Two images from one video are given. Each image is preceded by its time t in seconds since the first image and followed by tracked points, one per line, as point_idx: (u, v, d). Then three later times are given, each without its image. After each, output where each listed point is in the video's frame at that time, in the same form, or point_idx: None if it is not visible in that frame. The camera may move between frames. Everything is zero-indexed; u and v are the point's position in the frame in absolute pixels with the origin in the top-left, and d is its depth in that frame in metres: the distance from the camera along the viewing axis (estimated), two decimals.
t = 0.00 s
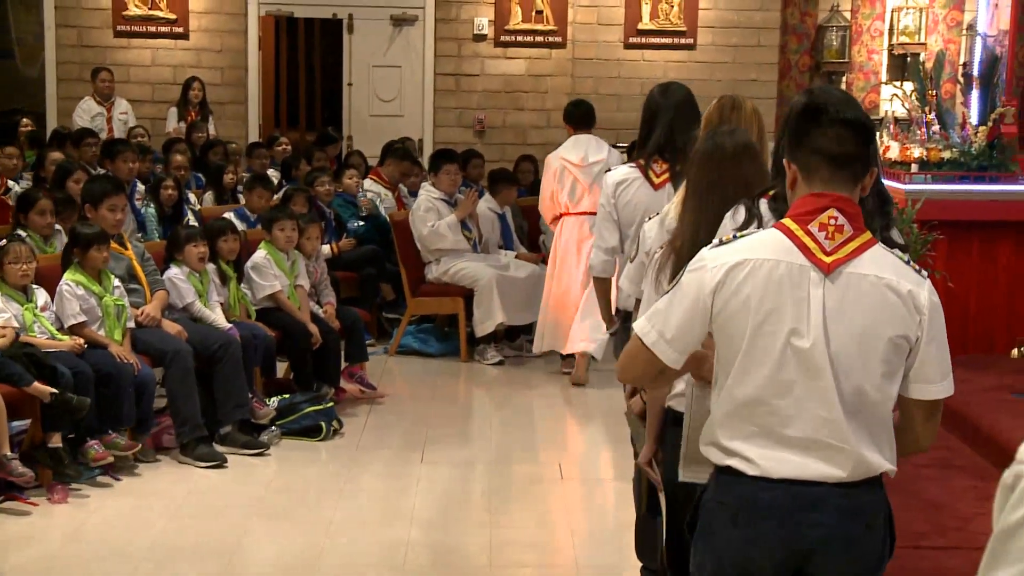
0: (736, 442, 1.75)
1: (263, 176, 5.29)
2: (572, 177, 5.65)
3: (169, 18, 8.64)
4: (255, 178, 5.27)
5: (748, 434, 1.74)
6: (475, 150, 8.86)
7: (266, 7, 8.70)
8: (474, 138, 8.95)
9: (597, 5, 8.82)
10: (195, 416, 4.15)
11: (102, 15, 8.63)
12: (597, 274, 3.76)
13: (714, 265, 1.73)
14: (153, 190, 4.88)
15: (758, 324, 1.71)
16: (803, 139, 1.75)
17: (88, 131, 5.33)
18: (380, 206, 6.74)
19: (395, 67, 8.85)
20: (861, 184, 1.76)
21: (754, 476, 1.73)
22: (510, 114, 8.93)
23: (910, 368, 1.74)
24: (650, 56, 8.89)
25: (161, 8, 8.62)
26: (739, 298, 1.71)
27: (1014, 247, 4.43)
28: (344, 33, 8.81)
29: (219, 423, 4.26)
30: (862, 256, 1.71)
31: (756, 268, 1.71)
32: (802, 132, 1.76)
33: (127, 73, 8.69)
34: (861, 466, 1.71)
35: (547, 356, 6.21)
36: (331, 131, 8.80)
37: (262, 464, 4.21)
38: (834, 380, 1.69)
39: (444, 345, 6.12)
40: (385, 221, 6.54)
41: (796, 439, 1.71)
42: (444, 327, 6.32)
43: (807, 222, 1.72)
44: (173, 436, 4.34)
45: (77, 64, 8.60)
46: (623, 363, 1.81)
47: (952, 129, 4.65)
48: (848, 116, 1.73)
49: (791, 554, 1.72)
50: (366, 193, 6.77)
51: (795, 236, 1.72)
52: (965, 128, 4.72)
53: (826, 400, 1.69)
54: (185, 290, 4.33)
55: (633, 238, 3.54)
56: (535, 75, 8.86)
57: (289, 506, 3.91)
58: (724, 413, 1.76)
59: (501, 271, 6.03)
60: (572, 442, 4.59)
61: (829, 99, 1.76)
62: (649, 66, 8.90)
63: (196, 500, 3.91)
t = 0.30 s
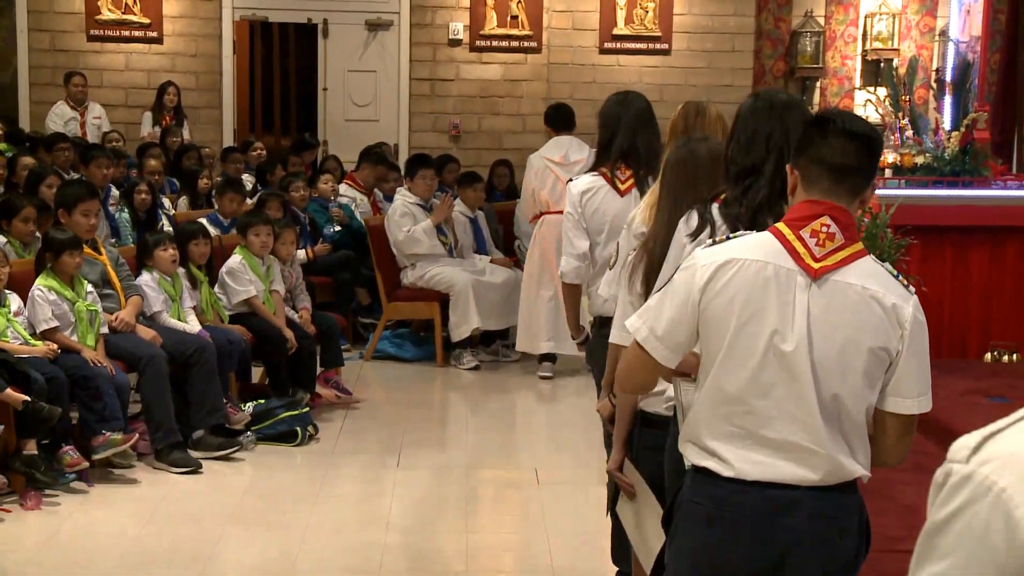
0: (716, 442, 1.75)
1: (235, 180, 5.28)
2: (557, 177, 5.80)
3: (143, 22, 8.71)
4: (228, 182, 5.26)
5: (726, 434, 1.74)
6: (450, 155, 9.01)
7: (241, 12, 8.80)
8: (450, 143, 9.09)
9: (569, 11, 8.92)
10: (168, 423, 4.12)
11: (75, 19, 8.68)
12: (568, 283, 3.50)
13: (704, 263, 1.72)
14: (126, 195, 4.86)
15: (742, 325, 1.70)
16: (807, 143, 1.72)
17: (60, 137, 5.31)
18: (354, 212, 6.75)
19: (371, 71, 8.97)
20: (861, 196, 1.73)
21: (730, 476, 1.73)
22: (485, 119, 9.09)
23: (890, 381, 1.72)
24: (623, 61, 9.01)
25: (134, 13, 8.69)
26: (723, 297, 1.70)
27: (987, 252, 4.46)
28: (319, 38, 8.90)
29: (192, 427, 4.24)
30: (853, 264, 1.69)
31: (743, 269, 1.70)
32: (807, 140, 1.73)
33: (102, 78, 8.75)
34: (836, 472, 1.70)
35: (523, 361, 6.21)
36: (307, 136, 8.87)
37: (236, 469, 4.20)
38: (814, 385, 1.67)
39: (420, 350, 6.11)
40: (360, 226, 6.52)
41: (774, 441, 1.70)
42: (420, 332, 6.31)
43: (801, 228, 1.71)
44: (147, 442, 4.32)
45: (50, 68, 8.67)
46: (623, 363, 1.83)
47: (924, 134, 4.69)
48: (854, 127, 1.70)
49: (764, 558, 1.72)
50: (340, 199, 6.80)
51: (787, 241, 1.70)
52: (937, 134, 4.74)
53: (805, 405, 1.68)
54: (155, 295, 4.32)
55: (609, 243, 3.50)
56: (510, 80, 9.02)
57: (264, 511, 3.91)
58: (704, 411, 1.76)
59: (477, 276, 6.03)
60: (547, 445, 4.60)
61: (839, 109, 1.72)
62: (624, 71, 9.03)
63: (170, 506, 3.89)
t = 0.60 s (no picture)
0: (709, 438, 1.77)
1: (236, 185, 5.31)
2: (579, 175, 5.50)
3: (142, 26, 8.61)
4: (229, 186, 5.29)
5: (717, 429, 1.76)
6: (448, 158, 8.95)
7: (240, 15, 8.70)
8: (448, 147, 9.03)
9: (568, 15, 8.96)
10: (168, 422, 4.14)
11: (75, 22, 8.58)
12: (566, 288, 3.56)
13: (696, 263, 1.75)
14: (125, 198, 4.88)
15: (731, 324, 1.72)
16: (794, 144, 1.73)
17: (60, 139, 5.32)
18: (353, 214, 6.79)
19: (369, 74, 8.90)
20: (850, 195, 1.74)
21: (721, 472, 1.75)
22: (483, 123, 9.04)
23: (880, 377, 1.72)
24: (620, 64, 9.04)
25: (133, 15, 8.60)
26: (712, 296, 1.73)
27: (982, 253, 4.47)
28: (317, 41, 8.81)
29: (190, 428, 4.26)
30: (840, 262, 1.70)
31: (732, 269, 1.72)
32: (794, 142, 1.74)
33: (102, 82, 8.64)
34: (823, 468, 1.71)
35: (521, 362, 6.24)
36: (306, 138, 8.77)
37: (236, 470, 4.23)
38: (800, 382, 1.68)
39: (419, 352, 6.14)
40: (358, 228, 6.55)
41: (762, 437, 1.72)
42: (418, 333, 6.34)
43: (788, 228, 1.72)
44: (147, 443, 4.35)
45: (49, 72, 8.55)
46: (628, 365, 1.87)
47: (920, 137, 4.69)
48: (841, 127, 1.71)
49: (753, 552, 1.73)
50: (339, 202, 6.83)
51: (775, 241, 1.72)
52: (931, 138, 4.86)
53: (792, 401, 1.69)
54: (153, 297, 4.35)
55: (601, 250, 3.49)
56: (508, 83, 8.99)
57: (263, 511, 3.94)
58: (697, 407, 1.78)
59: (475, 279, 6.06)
60: (545, 447, 4.63)
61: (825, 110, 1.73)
62: (621, 75, 9.06)
63: (169, 508, 3.92)
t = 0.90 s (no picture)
0: (687, 431, 1.89)
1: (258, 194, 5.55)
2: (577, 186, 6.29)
3: (169, 44, 8.93)
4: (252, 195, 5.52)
5: (694, 422, 1.88)
6: (455, 168, 9.24)
7: (260, 34, 8.97)
8: (455, 157, 9.32)
9: (568, 33, 9.22)
10: (191, 416, 4.40)
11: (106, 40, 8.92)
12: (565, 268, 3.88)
13: (665, 271, 1.88)
14: (150, 205, 5.15)
15: (702, 323, 1.85)
16: (745, 154, 1.88)
17: (91, 150, 5.58)
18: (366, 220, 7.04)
19: (381, 88, 9.17)
20: (799, 197, 1.89)
21: (701, 461, 1.86)
22: (488, 134, 9.33)
23: (840, 365, 1.85)
24: (617, 78, 9.29)
25: (161, 34, 8.92)
26: (685, 299, 1.86)
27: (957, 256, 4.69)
28: (332, 58, 9.08)
29: (213, 421, 4.53)
30: (798, 260, 1.84)
31: (700, 272, 1.85)
32: (745, 153, 1.88)
33: (132, 96, 8.97)
34: (794, 452, 1.81)
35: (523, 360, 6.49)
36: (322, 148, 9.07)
37: (255, 460, 4.48)
38: (768, 373, 1.81)
39: (428, 349, 6.39)
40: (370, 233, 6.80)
41: (736, 426, 1.84)
42: (426, 332, 6.59)
43: (747, 232, 1.87)
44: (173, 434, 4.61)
45: (82, 87, 8.89)
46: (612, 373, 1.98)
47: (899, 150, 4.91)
48: (786, 137, 1.86)
49: (734, 531, 1.82)
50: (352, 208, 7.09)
51: (737, 245, 1.86)
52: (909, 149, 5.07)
53: (762, 391, 1.82)
54: (179, 298, 4.61)
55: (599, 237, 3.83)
56: (511, 97, 9.26)
57: (279, 499, 4.19)
58: (675, 403, 1.90)
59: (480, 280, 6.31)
60: (547, 440, 4.87)
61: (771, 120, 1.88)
62: (618, 89, 9.32)
63: (192, 496, 4.17)
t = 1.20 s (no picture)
0: (671, 418, 2.04)
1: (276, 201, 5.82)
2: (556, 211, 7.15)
3: (193, 59, 9.31)
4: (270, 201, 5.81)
5: (676, 411, 2.04)
6: (463, 175, 9.66)
7: (279, 48, 9.36)
8: (462, 164, 9.75)
9: (569, 47, 9.61)
10: (216, 409, 4.67)
11: (134, 56, 9.27)
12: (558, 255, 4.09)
13: (641, 274, 2.02)
14: (174, 210, 5.42)
15: (680, 320, 2.00)
16: (707, 162, 2.07)
17: (119, 158, 5.84)
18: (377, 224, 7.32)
19: (393, 101, 9.58)
20: (754, 196, 2.09)
21: (685, 445, 2.02)
22: (494, 143, 9.73)
23: (809, 348, 2.03)
24: (616, 91, 9.71)
25: (186, 49, 9.29)
26: (661, 300, 2.01)
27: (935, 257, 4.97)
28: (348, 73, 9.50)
29: (237, 415, 4.79)
30: (762, 254, 2.02)
31: (675, 273, 2.00)
32: (704, 161, 2.08)
33: (159, 108, 9.34)
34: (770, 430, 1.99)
35: (527, 356, 6.76)
36: (336, 156, 9.46)
37: (274, 451, 4.74)
38: (742, 362, 1.99)
39: (437, 346, 6.66)
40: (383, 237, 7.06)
41: (715, 413, 2.00)
42: (435, 330, 6.86)
43: (713, 232, 2.04)
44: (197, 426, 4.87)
45: (112, 100, 9.26)
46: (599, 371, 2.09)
47: (879, 156, 5.22)
48: (740, 142, 2.06)
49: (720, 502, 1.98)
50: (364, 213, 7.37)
51: (705, 246, 2.02)
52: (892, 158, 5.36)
53: (737, 378, 1.99)
54: (203, 299, 4.88)
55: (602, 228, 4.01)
56: (515, 108, 9.68)
57: (295, 488, 4.44)
58: (655, 395, 2.06)
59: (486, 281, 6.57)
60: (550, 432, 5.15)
61: (723, 125, 2.08)
62: (617, 102, 9.74)
63: (215, 486, 4.42)
